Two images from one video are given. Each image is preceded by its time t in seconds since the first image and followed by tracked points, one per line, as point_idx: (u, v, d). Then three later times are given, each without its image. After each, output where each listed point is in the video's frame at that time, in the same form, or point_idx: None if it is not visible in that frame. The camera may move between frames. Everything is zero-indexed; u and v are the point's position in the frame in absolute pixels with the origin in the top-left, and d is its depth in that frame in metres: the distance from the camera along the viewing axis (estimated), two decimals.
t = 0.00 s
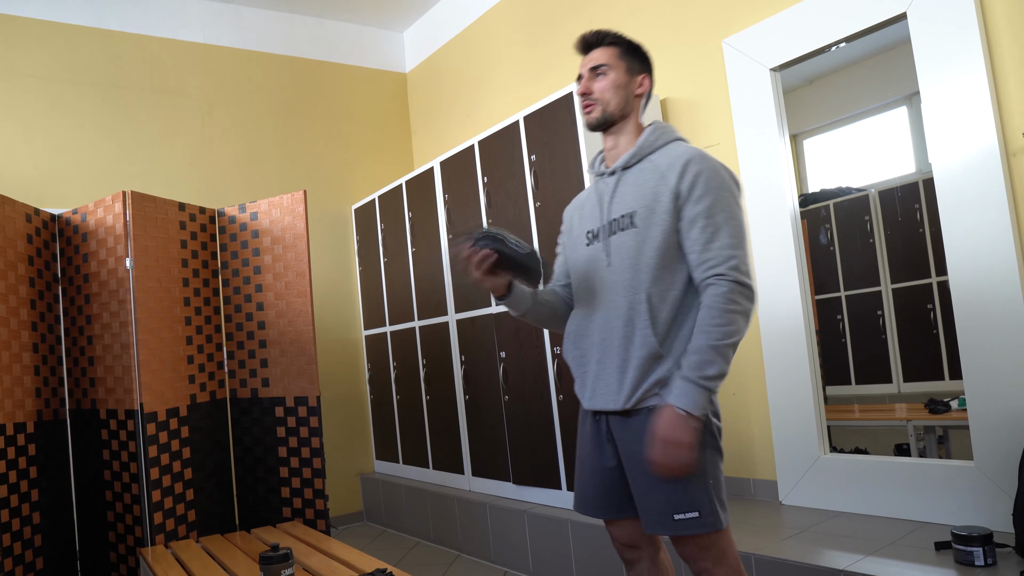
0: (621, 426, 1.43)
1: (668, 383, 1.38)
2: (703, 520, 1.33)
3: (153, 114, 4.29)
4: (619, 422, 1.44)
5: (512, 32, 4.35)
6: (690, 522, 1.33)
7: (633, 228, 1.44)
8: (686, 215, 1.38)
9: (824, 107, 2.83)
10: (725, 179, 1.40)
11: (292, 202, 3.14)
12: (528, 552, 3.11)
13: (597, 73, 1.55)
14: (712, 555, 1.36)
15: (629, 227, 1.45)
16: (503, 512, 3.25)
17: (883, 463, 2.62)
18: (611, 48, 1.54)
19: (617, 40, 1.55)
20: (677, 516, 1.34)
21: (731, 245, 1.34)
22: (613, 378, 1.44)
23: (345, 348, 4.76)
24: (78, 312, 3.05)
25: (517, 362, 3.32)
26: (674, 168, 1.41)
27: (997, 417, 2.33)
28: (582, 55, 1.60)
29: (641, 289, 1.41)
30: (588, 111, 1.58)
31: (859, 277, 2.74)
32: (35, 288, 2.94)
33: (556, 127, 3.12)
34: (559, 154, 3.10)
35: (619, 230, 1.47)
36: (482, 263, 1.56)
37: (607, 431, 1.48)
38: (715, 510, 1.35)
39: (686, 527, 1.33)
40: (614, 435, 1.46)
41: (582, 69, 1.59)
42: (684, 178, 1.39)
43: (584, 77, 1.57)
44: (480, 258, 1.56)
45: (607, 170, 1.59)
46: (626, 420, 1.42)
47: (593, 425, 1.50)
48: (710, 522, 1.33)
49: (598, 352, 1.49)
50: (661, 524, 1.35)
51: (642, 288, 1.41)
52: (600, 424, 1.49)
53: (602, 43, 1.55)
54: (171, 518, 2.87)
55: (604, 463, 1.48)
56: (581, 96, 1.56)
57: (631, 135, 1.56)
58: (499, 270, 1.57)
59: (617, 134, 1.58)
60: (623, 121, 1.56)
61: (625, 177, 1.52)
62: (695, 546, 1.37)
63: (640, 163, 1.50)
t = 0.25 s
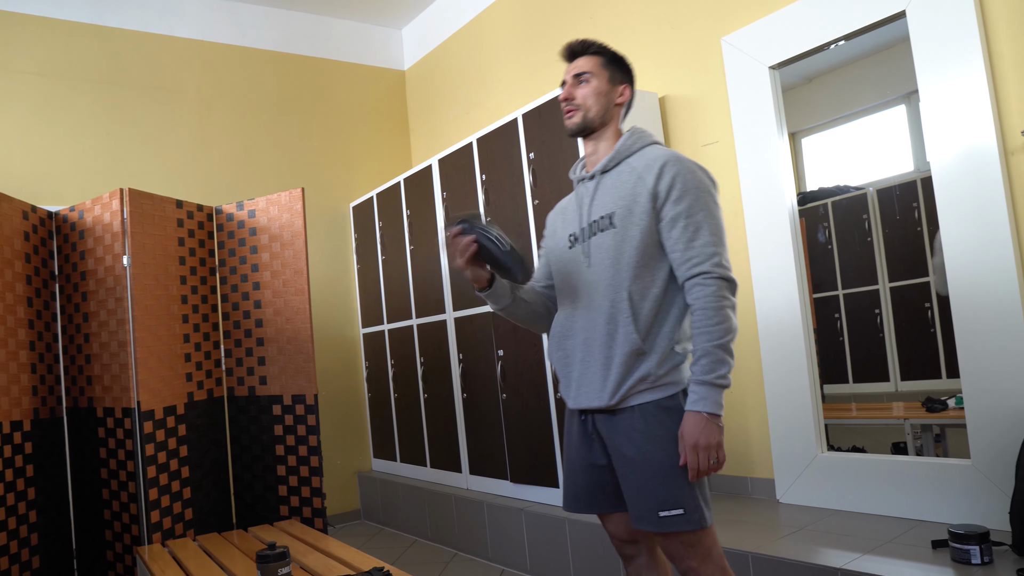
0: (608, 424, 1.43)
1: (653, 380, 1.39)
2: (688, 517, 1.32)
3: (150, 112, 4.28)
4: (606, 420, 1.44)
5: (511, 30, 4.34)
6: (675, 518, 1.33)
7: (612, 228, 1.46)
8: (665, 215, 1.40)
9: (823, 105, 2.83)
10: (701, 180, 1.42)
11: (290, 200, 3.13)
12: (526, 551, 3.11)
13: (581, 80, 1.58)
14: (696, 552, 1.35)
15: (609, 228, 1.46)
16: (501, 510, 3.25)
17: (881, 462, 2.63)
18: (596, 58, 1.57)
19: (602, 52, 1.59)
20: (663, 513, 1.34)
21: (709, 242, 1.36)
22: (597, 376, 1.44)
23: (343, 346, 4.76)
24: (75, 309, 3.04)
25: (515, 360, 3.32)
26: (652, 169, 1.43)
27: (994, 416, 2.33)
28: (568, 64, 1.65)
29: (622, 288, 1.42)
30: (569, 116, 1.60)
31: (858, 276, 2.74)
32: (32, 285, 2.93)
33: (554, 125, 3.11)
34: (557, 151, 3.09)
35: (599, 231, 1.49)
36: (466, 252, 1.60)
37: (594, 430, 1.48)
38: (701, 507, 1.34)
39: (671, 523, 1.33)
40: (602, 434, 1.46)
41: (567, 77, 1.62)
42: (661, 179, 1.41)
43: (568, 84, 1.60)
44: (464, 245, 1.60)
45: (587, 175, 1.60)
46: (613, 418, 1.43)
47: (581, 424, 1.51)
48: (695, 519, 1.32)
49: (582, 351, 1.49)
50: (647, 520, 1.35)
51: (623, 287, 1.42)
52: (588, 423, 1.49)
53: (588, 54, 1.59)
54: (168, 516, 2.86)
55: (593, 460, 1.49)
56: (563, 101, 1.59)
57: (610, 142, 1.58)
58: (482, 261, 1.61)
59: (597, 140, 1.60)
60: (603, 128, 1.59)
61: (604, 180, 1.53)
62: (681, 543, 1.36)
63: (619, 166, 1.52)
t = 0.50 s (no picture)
0: (596, 421, 1.44)
1: (637, 375, 1.39)
2: (677, 513, 1.34)
3: (144, 110, 4.26)
4: (594, 417, 1.44)
5: (505, 27, 4.34)
6: (665, 515, 1.34)
7: (594, 225, 1.47)
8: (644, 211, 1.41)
9: (817, 103, 2.83)
10: (680, 177, 1.44)
11: (283, 198, 3.12)
12: (522, 549, 3.11)
13: (565, 85, 1.58)
14: (687, 548, 1.35)
15: (591, 224, 1.47)
16: (496, 508, 3.25)
17: (875, 458, 2.63)
18: (579, 63, 1.58)
19: (585, 57, 1.60)
20: (653, 510, 1.34)
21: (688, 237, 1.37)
22: (581, 370, 1.44)
23: (337, 344, 4.76)
24: (68, 308, 3.03)
25: (510, 358, 3.31)
26: (632, 167, 1.45)
27: (987, 412, 2.34)
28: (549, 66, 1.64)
29: (605, 283, 1.43)
30: (555, 121, 1.60)
31: (852, 273, 2.75)
32: (24, 284, 2.92)
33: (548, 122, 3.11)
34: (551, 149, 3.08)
35: (580, 228, 1.50)
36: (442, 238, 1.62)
37: (583, 427, 1.48)
38: (690, 502, 1.35)
39: (661, 519, 1.34)
40: (591, 432, 1.46)
41: (548, 80, 1.61)
42: (641, 176, 1.43)
43: (551, 88, 1.60)
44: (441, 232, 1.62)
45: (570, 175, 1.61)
46: (601, 415, 1.43)
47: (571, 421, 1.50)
48: (684, 515, 1.33)
49: (566, 347, 1.49)
50: (638, 516, 1.36)
51: (605, 281, 1.43)
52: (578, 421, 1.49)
53: (571, 57, 1.59)
54: (163, 515, 2.85)
55: (584, 458, 1.49)
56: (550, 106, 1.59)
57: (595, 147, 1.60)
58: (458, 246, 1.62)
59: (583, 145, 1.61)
60: (588, 133, 1.60)
61: (586, 179, 1.54)
62: (671, 539, 1.36)
63: (600, 165, 1.54)
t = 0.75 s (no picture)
0: (593, 421, 1.43)
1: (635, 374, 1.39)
2: (676, 512, 1.34)
3: (145, 109, 4.26)
4: (592, 417, 1.44)
5: (507, 28, 4.34)
6: (665, 514, 1.34)
7: (590, 223, 1.47)
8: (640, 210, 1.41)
9: (819, 104, 2.83)
10: (676, 178, 1.44)
11: (285, 197, 3.12)
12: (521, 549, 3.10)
13: (569, 91, 1.58)
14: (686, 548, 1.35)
15: (587, 223, 1.48)
16: (496, 508, 3.24)
17: (875, 460, 2.63)
18: (582, 70, 1.59)
19: (584, 65, 1.62)
20: (652, 509, 1.34)
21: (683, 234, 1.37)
22: (578, 369, 1.44)
23: (338, 344, 4.75)
24: (69, 307, 3.03)
25: (511, 358, 3.31)
26: (628, 167, 1.45)
27: (988, 414, 2.33)
28: (545, 72, 1.63)
29: (600, 281, 1.43)
30: (557, 127, 1.60)
31: (853, 275, 2.74)
32: (25, 282, 2.92)
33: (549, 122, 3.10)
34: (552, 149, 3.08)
35: (577, 227, 1.50)
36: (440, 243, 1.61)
37: (580, 428, 1.48)
38: (689, 502, 1.35)
39: (660, 519, 1.34)
40: (588, 432, 1.46)
41: (548, 85, 1.60)
42: (637, 176, 1.43)
43: (554, 94, 1.58)
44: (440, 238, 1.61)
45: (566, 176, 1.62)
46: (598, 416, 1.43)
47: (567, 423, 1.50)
48: (683, 514, 1.34)
49: (563, 346, 1.48)
50: (637, 516, 1.36)
51: (601, 280, 1.43)
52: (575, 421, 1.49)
53: (571, 65, 1.60)
54: (162, 514, 2.85)
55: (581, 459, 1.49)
56: (556, 111, 1.57)
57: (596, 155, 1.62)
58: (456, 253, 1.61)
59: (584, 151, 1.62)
60: (589, 140, 1.61)
61: (582, 179, 1.55)
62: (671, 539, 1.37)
63: (597, 167, 1.55)
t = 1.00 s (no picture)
0: (588, 421, 1.43)
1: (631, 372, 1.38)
2: (671, 512, 1.34)
3: (139, 106, 4.24)
4: (587, 416, 1.44)
5: (502, 25, 4.33)
6: (659, 514, 1.34)
7: (589, 221, 1.47)
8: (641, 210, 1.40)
9: (814, 102, 2.84)
10: (679, 179, 1.43)
11: (279, 195, 3.11)
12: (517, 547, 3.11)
13: (558, 96, 1.56)
14: (682, 548, 1.35)
15: (586, 221, 1.47)
16: (492, 507, 3.24)
17: (871, 458, 2.64)
18: (570, 71, 1.55)
19: (574, 62, 1.57)
20: (647, 510, 1.34)
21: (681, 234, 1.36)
22: (574, 366, 1.44)
23: (333, 342, 4.74)
24: (63, 305, 3.01)
25: (506, 356, 3.31)
26: (631, 167, 1.44)
27: (983, 412, 2.34)
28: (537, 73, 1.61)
29: (597, 279, 1.43)
30: (553, 132, 1.60)
31: (849, 273, 2.75)
32: (18, 281, 2.91)
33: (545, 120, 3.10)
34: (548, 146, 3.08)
35: (575, 224, 1.50)
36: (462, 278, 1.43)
37: (576, 428, 1.48)
38: (684, 502, 1.35)
39: (655, 519, 1.33)
40: (584, 432, 1.46)
41: (539, 89, 1.59)
42: (639, 176, 1.42)
43: (544, 100, 1.58)
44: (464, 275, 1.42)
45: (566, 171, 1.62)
46: (593, 415, 1.42)
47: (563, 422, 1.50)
48: (678, 515, 1.33)
49: (558, 343, 1.48)
50: (632, 516, 1.35)
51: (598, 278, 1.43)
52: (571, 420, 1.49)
53: (560, 65, 1.56)
54: (157, 513, 2.84)
55: (576, 459, 1.48)
56: (546, 119, 1.58)
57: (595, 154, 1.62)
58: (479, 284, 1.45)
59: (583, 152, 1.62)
60: (587, 141, 1.60)
61: (584, 177, 1.55)
62: (666, 539, 1.36)
63: (598, 165, 1.54)
